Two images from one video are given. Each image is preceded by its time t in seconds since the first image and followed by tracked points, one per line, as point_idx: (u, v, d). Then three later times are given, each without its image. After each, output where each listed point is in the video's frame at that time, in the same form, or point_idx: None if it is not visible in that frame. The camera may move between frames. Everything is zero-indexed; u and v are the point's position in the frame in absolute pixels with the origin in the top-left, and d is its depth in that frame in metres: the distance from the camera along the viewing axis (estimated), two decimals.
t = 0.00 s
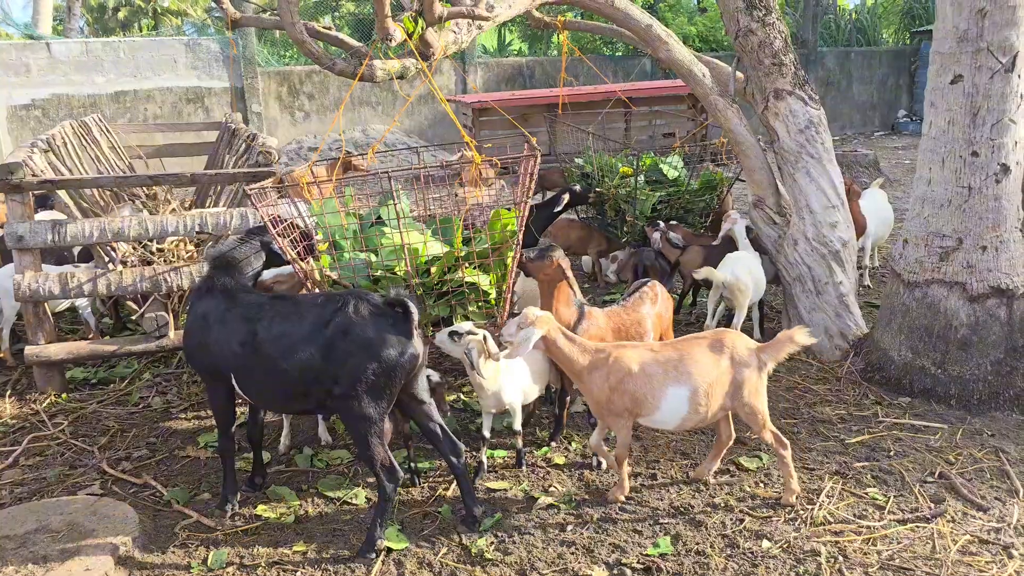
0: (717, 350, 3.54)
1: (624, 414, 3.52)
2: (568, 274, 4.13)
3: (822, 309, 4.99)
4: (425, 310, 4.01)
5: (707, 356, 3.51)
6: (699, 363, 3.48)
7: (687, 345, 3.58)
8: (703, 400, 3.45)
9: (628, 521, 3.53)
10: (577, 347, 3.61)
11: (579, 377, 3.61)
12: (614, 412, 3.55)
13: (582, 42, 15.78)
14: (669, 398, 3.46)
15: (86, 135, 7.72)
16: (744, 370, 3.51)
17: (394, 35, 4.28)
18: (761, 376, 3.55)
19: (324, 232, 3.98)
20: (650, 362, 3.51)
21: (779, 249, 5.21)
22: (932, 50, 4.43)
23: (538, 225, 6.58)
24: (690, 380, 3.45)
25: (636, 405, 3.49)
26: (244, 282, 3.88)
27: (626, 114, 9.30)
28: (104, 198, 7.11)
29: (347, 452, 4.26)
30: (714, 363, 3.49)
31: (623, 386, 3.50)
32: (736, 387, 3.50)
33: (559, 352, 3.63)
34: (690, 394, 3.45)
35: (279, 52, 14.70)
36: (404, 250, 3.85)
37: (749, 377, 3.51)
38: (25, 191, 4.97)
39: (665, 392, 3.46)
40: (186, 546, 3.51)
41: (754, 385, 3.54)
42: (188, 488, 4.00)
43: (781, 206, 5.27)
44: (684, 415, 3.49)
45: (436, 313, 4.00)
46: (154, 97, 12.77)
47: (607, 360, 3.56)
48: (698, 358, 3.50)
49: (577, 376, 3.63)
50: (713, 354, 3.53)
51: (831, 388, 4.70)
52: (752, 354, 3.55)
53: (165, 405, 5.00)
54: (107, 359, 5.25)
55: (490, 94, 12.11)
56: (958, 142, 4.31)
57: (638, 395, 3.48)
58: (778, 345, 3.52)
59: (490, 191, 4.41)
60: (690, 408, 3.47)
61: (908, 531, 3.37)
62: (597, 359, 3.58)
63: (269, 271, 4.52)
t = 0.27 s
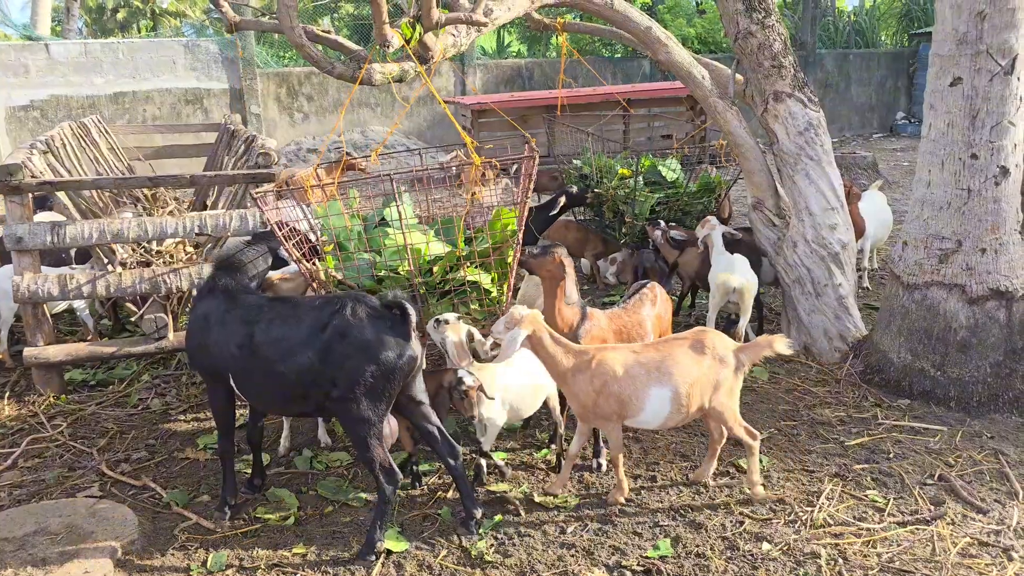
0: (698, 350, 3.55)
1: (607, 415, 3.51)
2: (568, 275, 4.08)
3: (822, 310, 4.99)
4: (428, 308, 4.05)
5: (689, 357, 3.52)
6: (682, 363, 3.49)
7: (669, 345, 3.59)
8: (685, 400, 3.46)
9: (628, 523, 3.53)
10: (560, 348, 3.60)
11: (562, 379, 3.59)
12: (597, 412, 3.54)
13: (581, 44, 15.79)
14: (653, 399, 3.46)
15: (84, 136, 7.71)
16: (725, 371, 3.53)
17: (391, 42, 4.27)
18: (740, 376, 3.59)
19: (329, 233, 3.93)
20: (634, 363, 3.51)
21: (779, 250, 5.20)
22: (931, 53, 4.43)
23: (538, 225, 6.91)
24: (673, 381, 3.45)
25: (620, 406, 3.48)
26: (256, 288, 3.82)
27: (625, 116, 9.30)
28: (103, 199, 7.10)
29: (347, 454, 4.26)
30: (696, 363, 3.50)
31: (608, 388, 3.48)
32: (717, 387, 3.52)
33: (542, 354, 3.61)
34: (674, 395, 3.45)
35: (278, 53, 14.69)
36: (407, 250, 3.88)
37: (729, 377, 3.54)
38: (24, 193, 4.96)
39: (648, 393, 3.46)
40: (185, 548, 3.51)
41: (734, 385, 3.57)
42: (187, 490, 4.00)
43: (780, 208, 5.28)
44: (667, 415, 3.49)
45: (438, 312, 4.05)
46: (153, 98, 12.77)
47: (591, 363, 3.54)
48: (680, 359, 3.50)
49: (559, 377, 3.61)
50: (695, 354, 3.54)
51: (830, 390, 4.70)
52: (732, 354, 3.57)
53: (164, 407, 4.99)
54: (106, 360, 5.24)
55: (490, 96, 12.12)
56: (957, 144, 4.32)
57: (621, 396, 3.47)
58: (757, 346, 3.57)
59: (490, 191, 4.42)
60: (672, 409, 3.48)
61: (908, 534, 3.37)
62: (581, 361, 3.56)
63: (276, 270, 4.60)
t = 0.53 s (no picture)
0: (689, 351, 3.55)
1: (596, 414, 3.50)
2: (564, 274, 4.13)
3: (821, 310, 5.00)
4: (428, 306, 4.02)
5: (679, 357, 3.52)
6: (671, 364, 3.49)
7: (660, 345, 3.59)
8: (673, 400, 3.46)
9: (628, 523, 3.53)
10: (550, 346, 3.61)
11: (552, 376, 3.59)
12: (586, 411, 3.54)
13: (580, 44, 15.80)
14: (642, 398, 3.46)
15: (83, 136, 7.71)
16: (714, 371, 3.53)
17: (392, 39, 4.28)
18: (730, 377, 3.59)
19: (329, 230, 3.97)
20: (623, 362, 3.51)
21: (779, 250, 5.19)
22: (931, 53, 4.44)
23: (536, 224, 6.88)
24: (661, 381, 3.45)
25: (608, 405, 3.48)
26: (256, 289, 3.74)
27: (624, 116, 9.31)
28: (102, 199, 7.10)
29: (346, 455, 4.26)
30: (685, 364, 3.50)
31: (598, 387, 3.48)
32: (707, 388, 3.51)
33: (533, 350, 3.63)
34: (662, 395, 3.45)
35: (277, 53, 14.70)
36: (407, 247, 3.87)
37: (719, 378, 3.54)
38: (22, 193, 4.95)
39: (637, 392, 3.45)
40: (184, 549, 3.50)
41: (724, 386, 3.57)
42: (186, 490, 4.00)
43: (779, 208, 5.26)
44: (655, 415, 3.49)
45: (439, 308, 4.02)
46: (152, 99, 12.81)
47: (581, 361, 3.54)
48: (670, 359, 3.50)
49: (549, 374, 3.62)
50: (685, 354, 3.54)
51: (829, 390, 4.71)
52: (723, 355, 3.57)
53: (163, 408, 4.98)
54: (104, 361, 5.23)
55: (489, 96, 12.11)
56: (956, 145, 4.32)
57: (610, 395, 3.47)
58: (749, 347, 3.60)
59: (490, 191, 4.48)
60: (660, 409, 3.47)
61: (907, 534, 3.37)
62: (571, 359, 3.56)
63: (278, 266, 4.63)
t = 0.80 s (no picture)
0: (688, 351, 3.55)
1: (593, 412, 3.51)
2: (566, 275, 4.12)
3: (821, 310, 5.00)
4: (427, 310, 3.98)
5: (678, 357, 3.52)
6: (669, 363, 3.48)
7: (659, 345, 3.59)
8: (670, 400, 3.45)
9: (628, 521, 3.53)
10: (550, 343, 3.64)
11: (553, 373, 3.63)
12: (584, 410, 3.55)
13: (580, 44, 15.81)
14: (639, 397, 3.46)
15: (83, 135, 7.70)
16: (714, 373, 3.52)
17: (394, 38, 4.28)
18: (730, 378, 3.58)
19: (326, 233, 3.98)
20: (621, 360, 3.51)
21: (779, 250, 5.19)
22: (931, 53, 4.44)
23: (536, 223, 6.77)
24: (659, 380, 3.45)
25: (606, 404, 3.49)
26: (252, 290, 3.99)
27: (625, 116, 9.30)
28: (102, 198, 7.10)
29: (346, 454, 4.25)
30: (684, 364, 3.49)
31: (595, 385, 3.49)
32: (706, 389, 3.51)
33: (534, 346, 3.68)
34: (660, 394, 3.45)
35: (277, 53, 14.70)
36: (406, 251, 3.86)
37: (719, 379, 3.53)
38: (22, 191, 4.94)
39: (634, 391, 3.46)
40: (184, 548, 3.50)
41: (724, 387, 3.56)
42: (186, 489, 3.99)
43: (779, 208, 5.25)
44: (653, 414, 3.49)
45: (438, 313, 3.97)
46: (151, 98, 12.83)
47: (579, 358, 3.56)
48: (669, 359, 3.50)
49: (550, 371, 3.66)
50: (684, 354, 3.54)
51: (829, 389, 4.70)
52: (723, 356, 3.56)
53: (162, 407, 4.98)
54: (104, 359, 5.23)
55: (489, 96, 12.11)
56: (956, 144, 4.32)
57: (607, 394, 3.47)
58: (750, 347, 3.58)
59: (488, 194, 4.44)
60: (658, 408, 3.47)
61: (908, 533, 3.37)
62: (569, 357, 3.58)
63: (273, 267, 4.55)
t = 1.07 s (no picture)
0: (695, 348, 3.55)
1: (601, 413, 3.51)
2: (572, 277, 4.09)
3: (822, 309, 5.00)
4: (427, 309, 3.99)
5: (686, 355, 3.52)
6: (677, 361, 3.49)
7: (666, 342, 3.59)
8: (679, 398, 3.46)
9: (630, 519, 3.53)
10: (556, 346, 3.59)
11: (558, 376, 3.58)
12: (592, 410, 3.54)
13: (581, 43, 15.81)
14: (648, 396, 3.46)
15: (84, 133, 7.71)
16: (721, 369, 3.53)
17: (397, 33, 4.26)
18: (738, 374, 3.59)
19: (325, 231, 3.92)
20: (629, 360, 3.50)
21: (779, 249, 5.17)
22: (933, 51, 4.44)
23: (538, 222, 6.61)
24: (667, 378, 3.45)
25: (614, 404, 3.48)
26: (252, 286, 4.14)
27: (626, 114, 9.30)
28: (103, 196, 7.11)
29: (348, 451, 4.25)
30: (692, 362, 3.50)
31: (603, 385, 3.48)
32: (713, 386, 3.52)
33: (538, 349, 3.61)
34: (668, 393, 3.46)
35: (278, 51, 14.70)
36: (407, 249, 3.83)
37: (726, 375, 3.54)
38: (23, 189, 4.94)
39: (643, 390, 3.46)
40: (185, 545, 3.50)
41: (731, 383, 3.57)
42: (187, 486, 3.99)
43: (781, 206, 5.19)
44: (661, 413, 3.50)
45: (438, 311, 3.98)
46: (152, 97, 12.86)
47: (586, 359, 3.53)
48: (676, 356, 3.50)
49: (555, 374, 3.61)
50: (692, 352, 3.54)
51: (830, 388, 4.71)
52: (730, 353, 3.57)
53: (163, 404, 4.98)
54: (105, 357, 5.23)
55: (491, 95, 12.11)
56: (958, 143, 4.32)
57: (616, 394, 3.47)
58: (755, 346, 3.64)
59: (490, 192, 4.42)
60: (666, 407, 3.48)
61: (909, 531, 3.37)
62: (576, 358, 3.55)
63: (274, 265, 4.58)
